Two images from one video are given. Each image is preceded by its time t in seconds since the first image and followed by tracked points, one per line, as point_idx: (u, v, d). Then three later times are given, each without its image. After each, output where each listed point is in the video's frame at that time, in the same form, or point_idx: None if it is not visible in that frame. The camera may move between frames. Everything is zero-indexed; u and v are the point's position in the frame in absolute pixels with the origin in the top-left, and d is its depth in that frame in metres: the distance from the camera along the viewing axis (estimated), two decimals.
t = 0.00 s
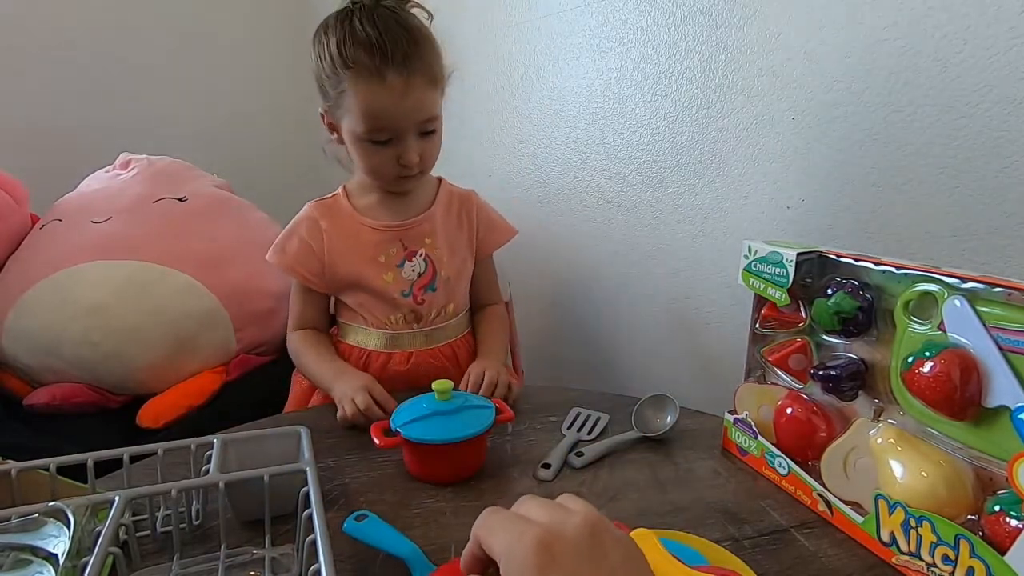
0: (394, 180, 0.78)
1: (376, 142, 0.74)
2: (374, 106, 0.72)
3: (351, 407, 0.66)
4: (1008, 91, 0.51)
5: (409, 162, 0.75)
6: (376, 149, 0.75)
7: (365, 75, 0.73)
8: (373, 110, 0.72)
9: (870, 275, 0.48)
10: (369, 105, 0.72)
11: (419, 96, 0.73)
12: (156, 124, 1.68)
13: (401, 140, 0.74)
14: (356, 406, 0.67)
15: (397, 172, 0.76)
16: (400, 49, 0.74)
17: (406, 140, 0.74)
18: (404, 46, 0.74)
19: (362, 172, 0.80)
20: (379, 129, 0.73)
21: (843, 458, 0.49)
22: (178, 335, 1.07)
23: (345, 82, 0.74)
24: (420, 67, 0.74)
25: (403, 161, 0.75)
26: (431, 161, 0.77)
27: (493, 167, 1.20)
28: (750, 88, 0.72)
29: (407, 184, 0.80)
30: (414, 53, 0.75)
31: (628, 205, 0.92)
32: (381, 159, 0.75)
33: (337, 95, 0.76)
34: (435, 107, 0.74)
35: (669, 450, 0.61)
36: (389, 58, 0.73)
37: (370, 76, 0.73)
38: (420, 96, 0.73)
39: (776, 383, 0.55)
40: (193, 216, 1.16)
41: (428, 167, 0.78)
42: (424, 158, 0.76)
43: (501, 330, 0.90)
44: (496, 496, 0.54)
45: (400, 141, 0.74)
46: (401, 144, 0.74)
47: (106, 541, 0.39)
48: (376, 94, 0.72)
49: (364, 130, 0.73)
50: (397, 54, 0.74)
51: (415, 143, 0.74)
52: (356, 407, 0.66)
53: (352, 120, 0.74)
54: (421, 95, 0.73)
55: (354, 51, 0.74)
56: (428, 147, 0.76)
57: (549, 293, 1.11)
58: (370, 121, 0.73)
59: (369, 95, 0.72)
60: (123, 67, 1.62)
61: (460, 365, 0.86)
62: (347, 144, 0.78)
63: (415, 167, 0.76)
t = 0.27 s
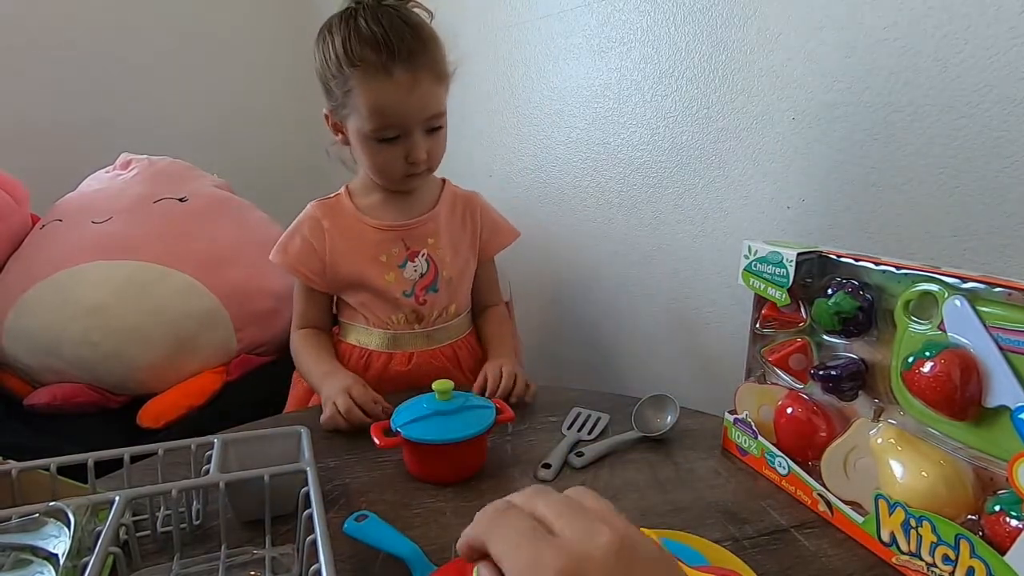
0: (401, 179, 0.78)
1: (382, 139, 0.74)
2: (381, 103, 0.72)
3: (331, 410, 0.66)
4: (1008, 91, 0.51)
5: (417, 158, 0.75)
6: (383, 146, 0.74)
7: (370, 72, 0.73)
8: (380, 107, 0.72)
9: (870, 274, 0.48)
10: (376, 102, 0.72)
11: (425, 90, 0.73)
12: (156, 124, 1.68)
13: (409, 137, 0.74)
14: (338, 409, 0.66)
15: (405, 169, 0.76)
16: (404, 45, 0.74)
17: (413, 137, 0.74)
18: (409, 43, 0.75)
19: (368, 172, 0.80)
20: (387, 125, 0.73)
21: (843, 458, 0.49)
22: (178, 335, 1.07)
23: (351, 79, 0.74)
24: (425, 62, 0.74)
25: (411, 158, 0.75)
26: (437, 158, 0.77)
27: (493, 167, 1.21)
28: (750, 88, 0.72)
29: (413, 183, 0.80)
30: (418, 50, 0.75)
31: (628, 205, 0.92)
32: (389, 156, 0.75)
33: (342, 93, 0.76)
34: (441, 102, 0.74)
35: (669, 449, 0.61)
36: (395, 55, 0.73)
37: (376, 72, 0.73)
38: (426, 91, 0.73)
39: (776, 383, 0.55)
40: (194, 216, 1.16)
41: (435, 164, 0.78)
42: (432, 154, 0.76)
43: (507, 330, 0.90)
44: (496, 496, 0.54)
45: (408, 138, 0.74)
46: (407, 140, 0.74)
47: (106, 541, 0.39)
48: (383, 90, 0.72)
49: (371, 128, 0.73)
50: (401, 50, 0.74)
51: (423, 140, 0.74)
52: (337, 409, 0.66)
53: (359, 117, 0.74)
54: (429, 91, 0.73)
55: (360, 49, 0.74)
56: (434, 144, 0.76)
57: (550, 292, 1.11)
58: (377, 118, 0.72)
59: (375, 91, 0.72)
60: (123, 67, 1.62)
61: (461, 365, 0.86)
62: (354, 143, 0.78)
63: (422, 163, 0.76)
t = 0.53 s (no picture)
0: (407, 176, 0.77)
1: (386, 136, 0.74)
2: (383, 98, 0.72)
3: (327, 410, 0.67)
4: (1009, 90, 0.52)
5: (421, 153, 0.74)
6: (387, 143, 0.74)
7: (371, 68, 0.73)
8: (383, 102, 0.72)
9: (870, 275, 0.48)
10: (378, 97, 0.72)
11: (426, 83, 0.72)
12: (156, 124, 1.68)
13: (413, 132, 0.73)
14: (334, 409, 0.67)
15: (410, 166, 0.76)
16: (405, 41, 0.74)
17: (417, 132, 0.73)
18: (410, 38, 0.75)
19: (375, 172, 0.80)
20: (389, 121, 0.73)
21: (844, 459, 0.49)
22: (178, 335, 1.07)
23: (352, 76, 0.74)
24: (426, 57, 0.74)
25: (415, 154, 0.74)
26: (443, 154, 0.77)
27: (494, 167, 1.21)
28: (751, 88, 0.72)
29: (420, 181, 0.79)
30: (420, 45, 0.75)
31: (629, 205, 0.92)
32: (394, 153, 0.75)
33: (345, 92, 0.76)
34: (444, 97, 0.74)
35: (670, 450, 0.61)
36: (394, 49, 0.73)
37: (377, 68, 0.72)
38: (428, 85, 0.73)
39: (777, 383, 0.55)
40: (194, 216, 1.16)
41: (441, 161, 0.78)
42: (437, 151, 0.76)
43: (515, 331, 0.91)
44: (497, 496, 0.54)
45: (411, 133, 0.73)
46: (411, 135, 0.74)
47: (108, 541, 0.39)
48: (385, 84, 0.72)
49: (374, 125, 0.73)
50: (402, 45, 0.74)
51: (427, 135, 0.74)
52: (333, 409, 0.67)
53: (362, 113, 0.74)
54: (431, 85, 0.73)
55: (360, 45, 0.74)
56: (439, 140, 0.76)
57: (550, 292, 1.11)
58: (380, 114, 0.72)
59: (377, 86, 0.72)
60: (123, 67, 1.62)
61: (468, 368, 0.86)
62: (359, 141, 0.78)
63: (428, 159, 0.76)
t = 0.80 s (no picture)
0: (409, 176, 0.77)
1: (386, 135, 0.74)
2: (382, 97, 0.72)
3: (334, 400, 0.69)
4: (1010, 90, 0.51)
5: (421, 153, 0.74)
6: (388, 142, 0.74)
7: (372, 66, 0.73)
8: (382, 101, 0.72)
9: (871, 275, 0.48)
10: (378, 96, 0.72)
11: (426, 82, 0.72)
12: (156, 124, 1.68)
13: (413, 132, 0.73)
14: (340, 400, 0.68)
15: (411, 165, 0.76)
16: (404, 39, 0.74)
17: (417, 132, 0.73)
18: (410, 36, 0.74)
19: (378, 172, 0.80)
20: (389, 120, 0.73)
21: (844, 459, 0.49)
22: (179, 334, 1.07)
23: (352, 75, 0.74)
24: (426, 55, 0.74)
25: (415, 154, 0.74)
26: (444, 154, 0.77)
27: (494, 168, 1.21)
28: (751, 88, 0.72)
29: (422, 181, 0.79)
30: (420, 43, 0.75)
31: (629, 205, 0.92)
32: (395, 152, 0.75)
33: (346, 91, 0.76)
34: (444, 96, 0.74)
35: (670, 450, 0.61)
36: (393, 47, 0.73)
37: (376, 66, 0.72)
38: (428, 84, 0.72)
39: (777, 383, 0.55)
40: (194, 216, 1.16)
41: (442, 161, 0.78)
42: (437, 151, 0.76)
43: (519, 331, 0.91)
44: (497, 496, 0.54)
45: (411, 133, 0.73)
46: (411, 135, 0.73)
47: (107, 541, 0.39)
48: (384, 83, 0.72)
49: (374, 124, 0.73)
50: (402, 44, 0.74)
51: (426, 135, 0.74)
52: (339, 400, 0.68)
53: (362, 112, 0.74)
54: (431, 84, 0.73)
55: (360, 44, 0.74)
56: (441, 140, 0.75)
57: (550, 292, 1.11)
58: (379, 113, 0.72)
59: (377, 85, 0.72)
60: (123, 67, 1.62)
61: (471, 369, 0.86)
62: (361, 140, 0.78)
63: (428, 159, 0.76)
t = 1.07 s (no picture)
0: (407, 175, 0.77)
1: (384, 135, 0.74)
2: (381, 97, 0.72)
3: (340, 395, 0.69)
4: (1010, 89, 0.51)
5: (420, 153, 0.74)
6: (386, 143, 0.74)
7: (370, 65, 0.73)
8: (380, 102, 0.72)
9: (871, 275, 0.48)
10: (376, 95, 0.72)
11: (424, 82, 0.72)
12: (156, 124, 1.68)
13: (411, 132, 0.73)
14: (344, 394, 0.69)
15: (409, 165, 0.76)
16: (402, 39, 0.74)
17: (415, 131, 0.73)
18: (408, 37, 0.75)
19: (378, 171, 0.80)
20: (387, 121, 0.73)
21: (844, 459, 0.49)
22: (179, 334, 1.07)
23: (349, 74, 0.74)
24: (424, 55, 0.74)
25: (413, 154, 0.74)
26: (443, 155, 0.77)
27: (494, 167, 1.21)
28: (752, 88, 0.72)
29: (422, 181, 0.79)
30: (419, 43, 0.75)
31: (629, 205, 0.92)
32: (393, 152, 0.75)
33: (344, 91, 0.76)
34: (443, 96, 0.74)
35: (670, 450, 0.61)
36: (390, 47, 0.73)
37: (374, 66, 0.72)
38: (426, 84, 0.72)
39: (777, 383, 0.55)
40: (194, 216, 1.16)
41: (441, 162, 0.78)
42: (436, 151, 0.76)
43: (521, 332, 0.91)
44: (497, 496, 0.54)
45: (410, 133, 0.73)
46: (409, 134, 0.73)
47: (108, 541, 0.39)
48: (381, 84, 0.72)
49: (372, 123, 0.73)
50: (400, 43, 0.74)
51: (425, 135, 0.74)
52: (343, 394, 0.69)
53: (361, 112, 0.74)
54: (429, 84, 0.73)
55: (357, 44, 0.74)
56: (440, 140, 0.75)
57: (550, 292, 1.11)
58: (377, 113, 0.72)
59: (375, 85, 0.72)
60: (123, 67, 1.62)
61: (472, 369, 0.86)
62: (359, 141, 0.78)
63: (427, 159, 0.76)
